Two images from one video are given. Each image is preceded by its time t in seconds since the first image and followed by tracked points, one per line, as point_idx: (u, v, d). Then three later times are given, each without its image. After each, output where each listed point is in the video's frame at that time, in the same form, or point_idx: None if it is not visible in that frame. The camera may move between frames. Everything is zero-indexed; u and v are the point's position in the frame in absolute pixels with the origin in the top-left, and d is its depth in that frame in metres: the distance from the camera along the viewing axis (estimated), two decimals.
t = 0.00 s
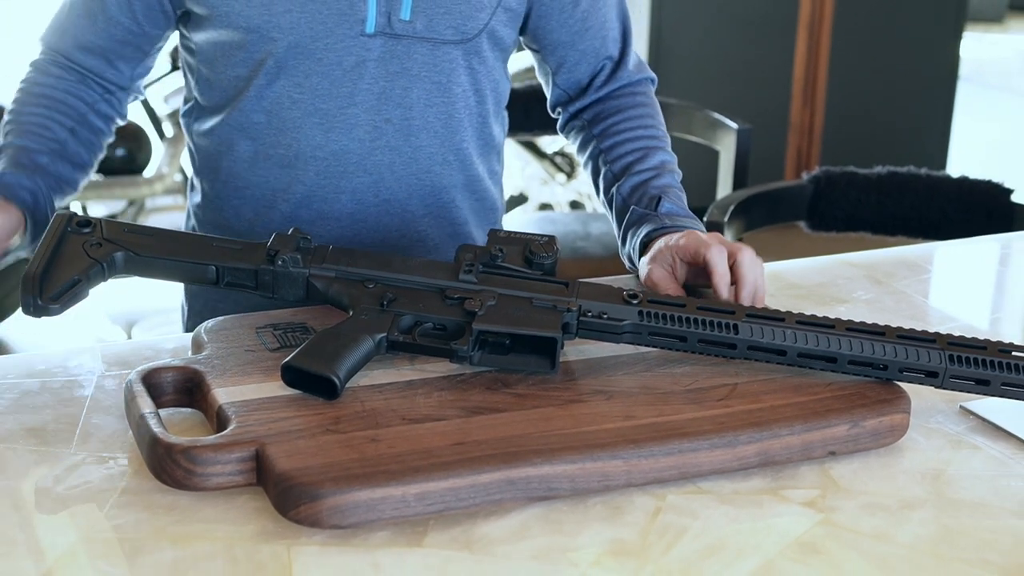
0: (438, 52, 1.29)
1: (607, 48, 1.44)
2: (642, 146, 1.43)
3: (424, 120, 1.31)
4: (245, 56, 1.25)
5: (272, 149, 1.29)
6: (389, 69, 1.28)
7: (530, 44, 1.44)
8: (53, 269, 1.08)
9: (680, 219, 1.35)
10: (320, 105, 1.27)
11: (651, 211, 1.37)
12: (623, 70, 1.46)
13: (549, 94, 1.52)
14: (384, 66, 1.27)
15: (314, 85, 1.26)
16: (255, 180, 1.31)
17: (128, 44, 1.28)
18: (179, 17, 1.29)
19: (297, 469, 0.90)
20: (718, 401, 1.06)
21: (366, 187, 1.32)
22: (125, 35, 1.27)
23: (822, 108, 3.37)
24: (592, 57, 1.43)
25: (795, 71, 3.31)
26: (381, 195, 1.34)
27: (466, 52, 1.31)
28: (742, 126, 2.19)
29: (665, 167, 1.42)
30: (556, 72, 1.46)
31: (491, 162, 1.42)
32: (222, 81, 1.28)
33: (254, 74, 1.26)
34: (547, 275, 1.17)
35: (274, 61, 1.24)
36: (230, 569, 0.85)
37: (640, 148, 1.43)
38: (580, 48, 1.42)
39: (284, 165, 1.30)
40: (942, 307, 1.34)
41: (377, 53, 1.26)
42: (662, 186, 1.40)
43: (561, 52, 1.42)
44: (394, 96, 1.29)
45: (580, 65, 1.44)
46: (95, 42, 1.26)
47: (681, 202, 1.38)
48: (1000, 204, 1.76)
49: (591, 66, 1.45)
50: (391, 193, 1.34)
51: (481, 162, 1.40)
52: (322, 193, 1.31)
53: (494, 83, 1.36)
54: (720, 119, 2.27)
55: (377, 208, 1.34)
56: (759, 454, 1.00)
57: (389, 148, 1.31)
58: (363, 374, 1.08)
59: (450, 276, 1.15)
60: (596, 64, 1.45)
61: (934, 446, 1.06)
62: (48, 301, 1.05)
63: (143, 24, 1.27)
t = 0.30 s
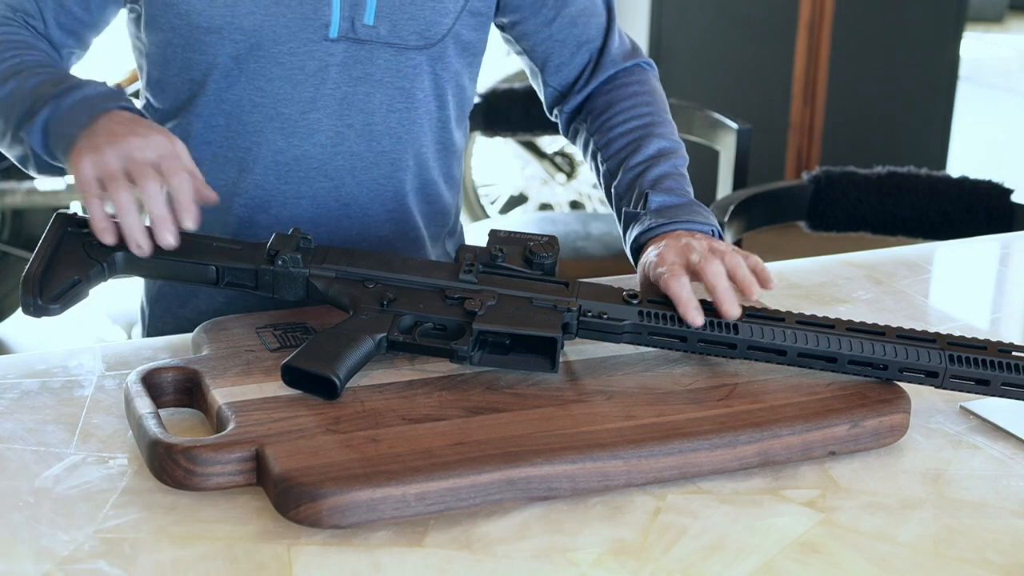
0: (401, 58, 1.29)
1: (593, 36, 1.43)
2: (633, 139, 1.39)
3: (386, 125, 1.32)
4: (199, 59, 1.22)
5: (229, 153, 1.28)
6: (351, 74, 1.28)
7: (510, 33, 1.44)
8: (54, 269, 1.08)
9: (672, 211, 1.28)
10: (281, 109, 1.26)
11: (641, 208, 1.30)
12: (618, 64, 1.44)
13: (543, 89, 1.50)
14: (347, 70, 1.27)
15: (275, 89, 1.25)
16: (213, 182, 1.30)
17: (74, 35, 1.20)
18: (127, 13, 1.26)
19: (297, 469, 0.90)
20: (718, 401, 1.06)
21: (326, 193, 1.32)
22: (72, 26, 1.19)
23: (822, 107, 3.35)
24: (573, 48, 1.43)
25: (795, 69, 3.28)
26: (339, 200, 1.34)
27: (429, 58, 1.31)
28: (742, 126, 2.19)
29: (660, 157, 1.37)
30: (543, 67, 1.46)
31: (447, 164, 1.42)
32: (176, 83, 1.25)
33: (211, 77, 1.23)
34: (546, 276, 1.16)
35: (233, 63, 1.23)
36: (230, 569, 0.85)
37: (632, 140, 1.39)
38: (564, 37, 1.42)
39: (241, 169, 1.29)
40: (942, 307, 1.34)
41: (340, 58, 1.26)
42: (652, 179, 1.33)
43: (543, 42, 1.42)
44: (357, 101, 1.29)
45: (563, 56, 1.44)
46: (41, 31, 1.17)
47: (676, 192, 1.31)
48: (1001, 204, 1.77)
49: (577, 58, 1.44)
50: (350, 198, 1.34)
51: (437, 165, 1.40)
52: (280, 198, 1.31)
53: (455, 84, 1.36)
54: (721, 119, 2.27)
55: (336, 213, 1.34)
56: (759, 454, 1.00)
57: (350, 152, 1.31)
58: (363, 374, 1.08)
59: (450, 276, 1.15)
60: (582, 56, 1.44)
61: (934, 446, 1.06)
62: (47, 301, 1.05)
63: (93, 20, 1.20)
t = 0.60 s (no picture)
0: (422, 60, 1.29)
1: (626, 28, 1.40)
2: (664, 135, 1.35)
3: (406, 129, 1.31)
4: (219, 60, 1.22)
5: (247, 156, 1.27)
6: (371, 76, 1.27)
7: (543, 28, 1.42)
8: (55, 269, 1.08)
9: (691, 212, 1.23)
10: (300, 111, 1.26)
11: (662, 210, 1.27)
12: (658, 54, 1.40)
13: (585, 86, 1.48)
14: (367, 73, 1.27)
15: (294, 91, 1.25)
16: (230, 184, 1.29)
17: (93, 39, 1.20)
18: (148, 16, 1.27)
19: (297, 469, 0.90)
20: (718, 401, 1.06)
21: (344, 197, 1.32)
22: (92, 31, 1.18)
23: (823, 107, 3.32)
24: (606, 41, 1.40)
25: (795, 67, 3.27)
26: (356, 204, 1.33)
27: (451, 61, 1.31)
28: (742, 126, 2.19)
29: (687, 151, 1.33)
30: (579, 61, 1.44)
31: (473, 169, 1.41)
32: (197, 85, 1.25)
33: (229, 79, 1.23)
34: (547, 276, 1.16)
35: (251, 64, 1.22)
36: (230, 569, 0.85)
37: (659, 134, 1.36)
38: (596, 29, 1.39)
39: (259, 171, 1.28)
40: (942, 307, 1.34)
41: (360, 60, 1.26)
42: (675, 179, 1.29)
43: (577, 37, 1.40)
44: (377, 104, 1.28)
45: (598, 51, 1.41)
46: (65, 34, 1.17)
47: (699, 188, 1.27)
48: (1001, 204, 1.77)
49: (613, 51, 1.41)
50: (366, 203, 1.33)
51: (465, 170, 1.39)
52: (296, 200, 1.30)
53: (483, 89, 1.35)
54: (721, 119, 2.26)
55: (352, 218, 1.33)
56: (759, 454, 1.00)
57: (368, 156, 1.31)
58: (363, 374, 1.08)
59: (450, 276, 1.15)
60: (616, 49, 1.41)
61: (934, 446, 1.06)
62: (46, 301, 1.05)
63: (115, 21, 1.19)
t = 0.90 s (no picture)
0: (449, 65, 1.24)
1: (659, 27, 1.34)
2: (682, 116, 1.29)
3: (431, 134, 1.27)
4: (247, 58, 1.18)
5: (271, 157, 1.24)
6: (397, 80, 1.22)
7: (575, 31, 1.36)
8: (51, 246, 1.06)
9: (699, 184, 1.19)
10: (325, 114, 1.21)
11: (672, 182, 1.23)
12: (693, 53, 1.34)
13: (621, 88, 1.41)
14: (392, 76, 1.22)
15: (318, 93, 1.20)
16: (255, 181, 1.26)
17: (104, 26, 1.16)
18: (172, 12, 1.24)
19: (297, 469, 0.90)
20: (718, 401, 1.06)
21: (367, 200, 1.28)
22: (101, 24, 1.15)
23: (822, 107, 3.31)
24: (638, 43, 1.34)
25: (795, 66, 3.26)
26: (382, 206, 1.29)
27: (478, 65, 1.26)
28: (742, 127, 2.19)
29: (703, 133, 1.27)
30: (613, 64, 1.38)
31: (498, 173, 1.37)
32: (223, 83, 1.21)
33: (254, 79, 1.19)
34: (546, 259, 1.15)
35: (275, 65, 1.18)
36: (230, 569, 0.85)
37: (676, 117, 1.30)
38: (631, 23, 1.33)
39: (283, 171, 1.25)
40: (942, 307, 1.34)
41: (385, 63, 1.21)
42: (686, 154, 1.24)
43: (610, 41, 1.35)
44: (402, 108, 1.24)
45: (633, 52, 1.35)
46: (74, 20, 1.14)
47: (710, 160, 1.22)
48: (1001, 204, 1.78)
49: (646, 52, 1.35)
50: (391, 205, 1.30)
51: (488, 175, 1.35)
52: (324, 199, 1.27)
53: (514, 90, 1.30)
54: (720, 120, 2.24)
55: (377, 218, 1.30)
56: (759, 454, 1.00)
57: (392, 161, 1.27)
58: (363, 373, 1.08)
59: (450, 263, 1.14)
60: (650, 51, 1.35)
61: (934, 446, 1.06)
62: (44, 284, 1.04)
63: (128, 12, 1.16)
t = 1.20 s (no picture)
0: (424, 64, 1.24)
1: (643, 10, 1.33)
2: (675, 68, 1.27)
3: (406, 133, 1.27)
4: (230, 53, 1.17)
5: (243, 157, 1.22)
6: (372, 79, 1.22)
7: (557, 26, 1.36)
8: (36, 202, 1.03)
9: (693, 119, 1.15)
10: (300, 113, 1.21)
11: (665, 117, 1.19)
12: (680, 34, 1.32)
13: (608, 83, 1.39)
14: (368, 76, 1.22)
15: (295, 91, 1.20)
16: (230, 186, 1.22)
17: None
18: None
19: (297, 470, 0.90)
20: (718, 401, 1.06)
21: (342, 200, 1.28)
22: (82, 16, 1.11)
23: (822, 109, 3.30)
24: (620, 30, 1.33)
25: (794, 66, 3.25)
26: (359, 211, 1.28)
27: (453, 65, 1.26)
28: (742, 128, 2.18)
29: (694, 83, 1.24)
30: (598, 57, 1.37)
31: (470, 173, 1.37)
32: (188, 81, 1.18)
33: (228, 76, 1.18)
34: (541, 205, 1.08)
35: (251, 62, 1.17)
36: (230, 568, 0.85)
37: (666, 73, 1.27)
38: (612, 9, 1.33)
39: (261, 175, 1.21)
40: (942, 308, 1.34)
41: (361, 63, 1.21)
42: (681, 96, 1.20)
43: (592, 32, 1.34)
44: (378, 107, 1.24)
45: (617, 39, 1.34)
46: None
47: (704, 99, 1.19)
48: (1000, 204, 1.78)
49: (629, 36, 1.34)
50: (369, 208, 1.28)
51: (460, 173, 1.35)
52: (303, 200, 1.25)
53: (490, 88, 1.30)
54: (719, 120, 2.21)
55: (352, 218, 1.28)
56: (759, 454, 1.00)
57: (367, 159, 1.26)
58: (363, 373, 1.08)
59: (440, 218, 1.07)
60: (633, 36, 1.34)
61: (934, 446, 1.06)
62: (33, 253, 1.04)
63: None
